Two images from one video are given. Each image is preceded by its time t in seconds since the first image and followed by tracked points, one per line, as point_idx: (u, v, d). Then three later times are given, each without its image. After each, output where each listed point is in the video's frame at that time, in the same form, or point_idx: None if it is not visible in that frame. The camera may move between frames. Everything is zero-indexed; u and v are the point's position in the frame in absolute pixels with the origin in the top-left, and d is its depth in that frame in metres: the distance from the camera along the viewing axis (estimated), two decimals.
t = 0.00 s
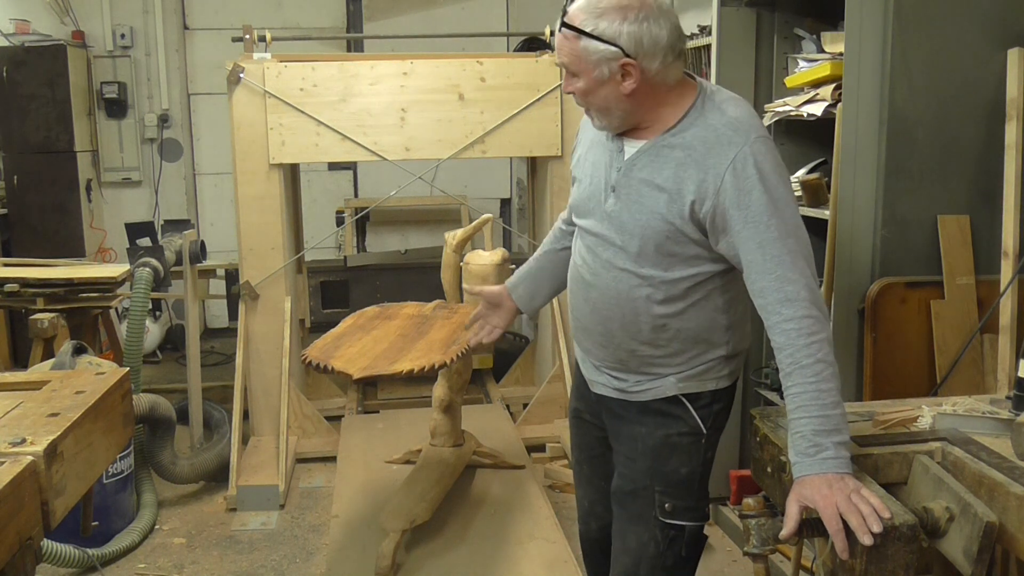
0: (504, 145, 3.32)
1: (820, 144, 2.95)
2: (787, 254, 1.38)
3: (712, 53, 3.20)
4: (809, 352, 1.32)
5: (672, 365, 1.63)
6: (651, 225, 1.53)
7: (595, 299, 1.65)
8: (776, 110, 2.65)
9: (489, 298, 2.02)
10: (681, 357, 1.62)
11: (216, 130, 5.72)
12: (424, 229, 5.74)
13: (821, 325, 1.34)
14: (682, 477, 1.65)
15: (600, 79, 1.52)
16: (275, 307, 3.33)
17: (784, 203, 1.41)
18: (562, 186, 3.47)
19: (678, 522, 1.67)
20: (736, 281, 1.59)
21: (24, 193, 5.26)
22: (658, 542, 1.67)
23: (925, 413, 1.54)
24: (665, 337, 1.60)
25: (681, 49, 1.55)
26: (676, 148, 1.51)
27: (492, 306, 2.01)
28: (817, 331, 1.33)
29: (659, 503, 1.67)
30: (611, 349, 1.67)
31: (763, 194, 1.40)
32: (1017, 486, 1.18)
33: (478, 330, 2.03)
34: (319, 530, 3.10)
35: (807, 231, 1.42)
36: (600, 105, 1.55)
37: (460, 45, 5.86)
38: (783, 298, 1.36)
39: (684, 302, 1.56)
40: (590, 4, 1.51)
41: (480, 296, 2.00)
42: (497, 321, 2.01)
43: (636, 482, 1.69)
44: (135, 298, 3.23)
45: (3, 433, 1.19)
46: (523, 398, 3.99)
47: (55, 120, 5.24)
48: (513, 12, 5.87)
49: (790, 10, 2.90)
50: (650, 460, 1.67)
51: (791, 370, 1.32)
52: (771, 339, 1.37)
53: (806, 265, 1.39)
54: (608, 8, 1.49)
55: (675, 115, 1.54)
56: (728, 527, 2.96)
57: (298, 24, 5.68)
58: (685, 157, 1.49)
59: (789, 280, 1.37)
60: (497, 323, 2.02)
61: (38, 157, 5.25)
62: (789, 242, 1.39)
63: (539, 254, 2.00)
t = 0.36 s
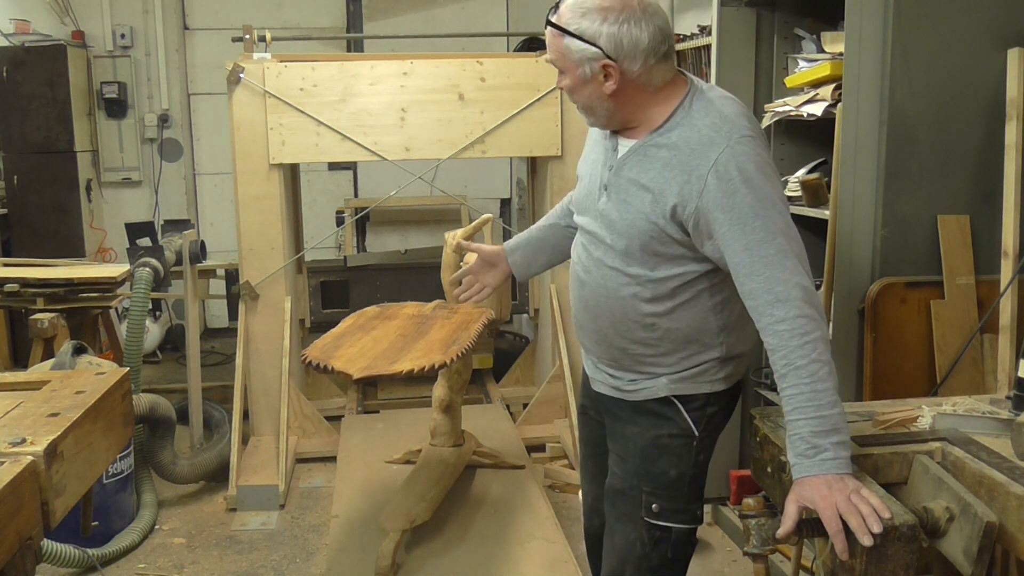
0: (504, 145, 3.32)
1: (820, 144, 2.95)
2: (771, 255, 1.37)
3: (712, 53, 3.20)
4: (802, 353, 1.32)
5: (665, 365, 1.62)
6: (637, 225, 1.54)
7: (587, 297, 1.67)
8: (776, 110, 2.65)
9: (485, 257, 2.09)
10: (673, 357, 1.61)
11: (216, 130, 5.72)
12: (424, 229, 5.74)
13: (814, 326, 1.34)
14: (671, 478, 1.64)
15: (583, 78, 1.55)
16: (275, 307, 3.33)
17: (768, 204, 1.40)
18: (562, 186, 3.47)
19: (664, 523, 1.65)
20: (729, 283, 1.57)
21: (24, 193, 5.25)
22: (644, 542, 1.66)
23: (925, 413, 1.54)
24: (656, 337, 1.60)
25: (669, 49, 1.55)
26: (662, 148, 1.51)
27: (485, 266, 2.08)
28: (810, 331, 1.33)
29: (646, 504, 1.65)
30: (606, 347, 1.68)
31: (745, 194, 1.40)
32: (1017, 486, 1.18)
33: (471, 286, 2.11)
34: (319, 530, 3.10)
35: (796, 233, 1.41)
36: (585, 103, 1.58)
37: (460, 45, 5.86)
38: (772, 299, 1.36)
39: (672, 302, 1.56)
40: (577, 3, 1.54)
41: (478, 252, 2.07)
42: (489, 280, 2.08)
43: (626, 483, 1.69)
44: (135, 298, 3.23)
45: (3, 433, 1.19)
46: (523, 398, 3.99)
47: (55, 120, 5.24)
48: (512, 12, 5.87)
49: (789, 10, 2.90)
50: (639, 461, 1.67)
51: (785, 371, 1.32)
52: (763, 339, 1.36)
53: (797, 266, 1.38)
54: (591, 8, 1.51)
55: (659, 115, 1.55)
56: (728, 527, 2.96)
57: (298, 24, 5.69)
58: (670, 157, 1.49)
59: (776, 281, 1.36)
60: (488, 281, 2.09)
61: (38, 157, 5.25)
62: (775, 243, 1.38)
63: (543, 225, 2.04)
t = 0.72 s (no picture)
0: (504, 146, 3.32)
1: (820, 144, 2.95)
2: (770, 255, 1.37)
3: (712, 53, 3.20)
4: (802, 353, 1.32)
5: (668, 364, 1.62)
6: (637, 225, 1.54)
7: (590, 297, 1.67)
8: (776, 110, 2.65)
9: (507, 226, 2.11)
10: (676, 357, 1.61)
11: (216, 130, 5.72)
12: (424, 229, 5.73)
13: (814, 325, 1.34)
14: (673, 478, 1.64)
15: (582, 79, 1.55)
16: (275, 307, 3.33)
17: (767, 203, 1.39)
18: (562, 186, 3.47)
19: (666, 523, 1.65)
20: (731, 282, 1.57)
21: (24, 193, 5.25)
22: (646, 542, 1.66)
23: (925, 413, 1.54)
24: (659, 337, 1.60)
25: (668, 48, 1.55)
26: (662, 148, 1.51)
27: (506, 234, 2.10)
28: (811, 331, 1.33)
29: (648, 504, 1.65)
30: (609, 347, 1.68)
31: (743, 194, 1.39)
32: (1017, 486, 1.18)
33: (493, 251, 2.14)
34: (319, 530, 3.10)
35: (796, 232, 1.40)
36: (585, 103, 1.58)
37: (460, 45, 5.86)
38: (772, 298, 1.36)
39: (674, 302, 1.56)
40: (574, 3, 1.54)
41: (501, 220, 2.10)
42: (508, 248, 2.11)
43: (629, 482, 1.68)
44: (135, 298, 3.23)
45: (4, 433, 1.19)
46: (523, 398, 3.98)
47: (54, 120, 5.24)
48: (512, 12, 5.87)
49: (789, 10, 2.90)
50: (642, 461, 1.67)
51: (786, 371, 1.32)
52: (763, 339, 1.36)
53: (797, 266, 1.37)
54: (589, 9, 1.51)
55: (659, 114, 1.55)
56: (728, 527, 2.96)
57: (298, 24, 5.69)
58: (669, 158, 1.49)
59: (775, 281, 1.36)
60: (510, 249, 2.11)
61: (38, 157, 5.25)
62: (774, 242, 1.38)
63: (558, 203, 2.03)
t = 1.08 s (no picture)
0: (504, 146, 3.31)
1: (820, 144, 2.95)
2: (773, 255, 1.37)
3: (712, 52, 3.20)
4: (804, 353, 1.32)
5: (672, 365, 1.62)
6: (640, 226, 1.54)
7: (593, 299, 1.66)
8: (776, 110, 2.65)
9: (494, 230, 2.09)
10: (680, 357, 1.61)
11: (216, 130, 5.72)
12: (424, 229, 5.74)
13: (815, 325, 1.34)
14: (676, 478, 1.64)
15: (583, 81, 1.55)
16: (275, 307, 3.33)
17: (770, 203, 1.39)
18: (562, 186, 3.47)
19: (667, 523, 1.65)
20: (733, 281, 1.57)
21: (24, 193, 5.25)
22: (647, 542, 1.66)
23: (925, 413, 1.54)
24: (662, 338, 1.59)
25: (668, 49, 1.55)
26: (664, 148, 1.51)
27: (493, 238, 2.08)
28: (812, 331, 1.33)
29: (651, 504, 1.65)
30: (613, 348, 1.68)
31: (746, 193, 1.39)
32: (1016, 486, 1.18)
33: (475, 258, 2.09)
34: (319, 530, 3.10)
35: (798, 231, 1.40)
36: (586, 105, 1.58)
37: (460, 45, 5.86)
38: (774, 298, 1.36)
39: (678, 301, 1.56)
40: (574, 6, 1.53)
41: (485, 224, 2.08)
42: (496, 253, 2.08)
43: (630, 482, 1.69)
44: (135, 298, 3.23)
45: (3, 433, 1.19)
46: (523, 398, 3.99)
47: (54, 120, 5.24)
48: (513, 12, 5.87)
49: (789, 10, 2.90)
50: (644, 461, 1.67)
51: (786, 371, 1.32)
52: (764, 339, 1.37)
53: (799, 265, 1.37)
54: (589, 11, 1.51)
55: (660, 116, 1.55)
56: (728, 527, 2.96)
57: (299, 24, 5.69)
58: (671, 158, 1.49)
59: (778, 281, 1.36)
60: (495, 253, 2.08)
61: (37, 157, 5.25)
62: (777, 242, 1.38)
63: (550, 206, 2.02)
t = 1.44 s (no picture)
0: (504, 146, 3.31)
1: (820, 144, 2.95)
2: (778, 254, 1.37)
3: (712, 52, 3.20)
4: (807, 352, 1.32)
5: (677, 364, 1.62)
6: (645, 226, 1.53)
7: (597, 300, 1.66)
8: (776, 110, 2.65)
9: (464, 248, 2.05)
10: (685, 356, 1.61)
11: (216, 131, 5.72)
12: (424, 229, 5.74)
13: (817, 325, 1.34)
14: (677, 478, 1.64)
15: (587, 80, 1.54)
16: (275, 307, 3.33)
17: (776, 202, 1.40)
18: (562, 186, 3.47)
19: (666, 523, 1.65)
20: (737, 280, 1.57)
21: (24, 193, 5.25)
22: (645, 540, 1.66)
23: (925, 413, 1.54)
24: (667, 338, 1.59)
25: (671, 48, 1.56)
26: (667, 149, 1.51)
27: (463, 256, 2.04)
28: (814, 331, 1.33)
29: (650, 503, 1.65)
30: (616, 349, 1.67)
31: (751, 192, 1.40)
32: (1016, 486, 1.18)
33: (446, 278, 2.06)
34: (319, 530, 3.10)
35: (801, 230, 1.41)
36: (589, 105, 1.57)
37: (460, 45, 5.86)
38: (776, 298, 1.36)
39: (683, 301, 1.56)
40: (578, 5, 1.54)
41: (455, 242, 2.04)
42: (467, 272, 2.05)
43: (629, 481, 1.68)
44: (135, 298, 3.23)
45: (4, 433, 1.19)
46: (523, 398, 3.99)
47: (54, 120, 5.24)
48: (513, 12, 5.87)
49: (789, 10, 2.90)
50: (642, 460, 1.67)
51: (788, 371, 1.33)
52: (766, 339, 1.37)
53: (802, 264, 1.38)
54: (594, 9, 1.51)
55: (664, 115, 1.55)
56: (728, 527, 2.96)
57: (299, 24, 5.69)
58: (676, 158, 1.49)
59: (782, 280, 1.36)
60: (465, 273, 2.05)
61: (37, 157, 5.25)
62: (781, 241, 1.38)
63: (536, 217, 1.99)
